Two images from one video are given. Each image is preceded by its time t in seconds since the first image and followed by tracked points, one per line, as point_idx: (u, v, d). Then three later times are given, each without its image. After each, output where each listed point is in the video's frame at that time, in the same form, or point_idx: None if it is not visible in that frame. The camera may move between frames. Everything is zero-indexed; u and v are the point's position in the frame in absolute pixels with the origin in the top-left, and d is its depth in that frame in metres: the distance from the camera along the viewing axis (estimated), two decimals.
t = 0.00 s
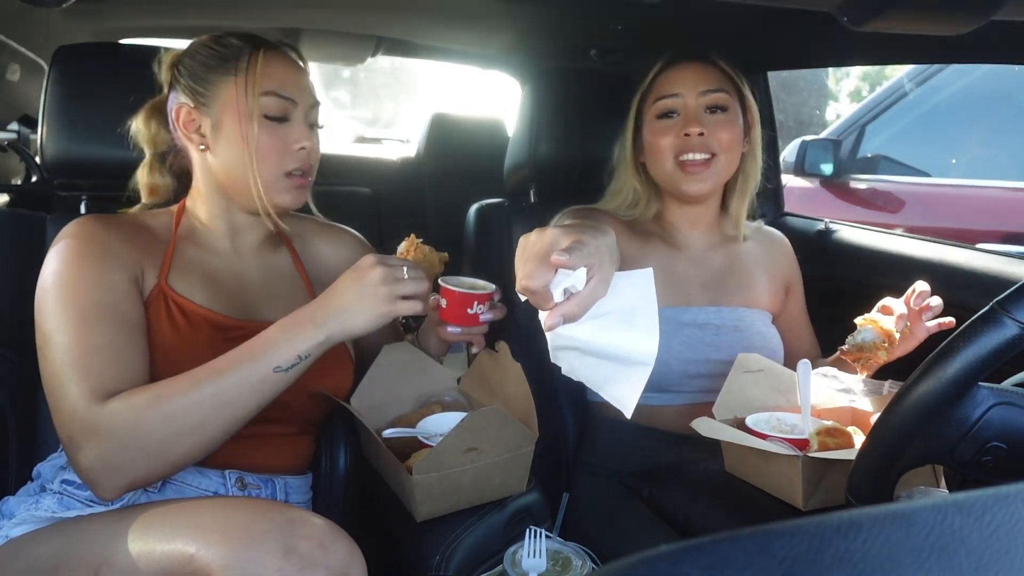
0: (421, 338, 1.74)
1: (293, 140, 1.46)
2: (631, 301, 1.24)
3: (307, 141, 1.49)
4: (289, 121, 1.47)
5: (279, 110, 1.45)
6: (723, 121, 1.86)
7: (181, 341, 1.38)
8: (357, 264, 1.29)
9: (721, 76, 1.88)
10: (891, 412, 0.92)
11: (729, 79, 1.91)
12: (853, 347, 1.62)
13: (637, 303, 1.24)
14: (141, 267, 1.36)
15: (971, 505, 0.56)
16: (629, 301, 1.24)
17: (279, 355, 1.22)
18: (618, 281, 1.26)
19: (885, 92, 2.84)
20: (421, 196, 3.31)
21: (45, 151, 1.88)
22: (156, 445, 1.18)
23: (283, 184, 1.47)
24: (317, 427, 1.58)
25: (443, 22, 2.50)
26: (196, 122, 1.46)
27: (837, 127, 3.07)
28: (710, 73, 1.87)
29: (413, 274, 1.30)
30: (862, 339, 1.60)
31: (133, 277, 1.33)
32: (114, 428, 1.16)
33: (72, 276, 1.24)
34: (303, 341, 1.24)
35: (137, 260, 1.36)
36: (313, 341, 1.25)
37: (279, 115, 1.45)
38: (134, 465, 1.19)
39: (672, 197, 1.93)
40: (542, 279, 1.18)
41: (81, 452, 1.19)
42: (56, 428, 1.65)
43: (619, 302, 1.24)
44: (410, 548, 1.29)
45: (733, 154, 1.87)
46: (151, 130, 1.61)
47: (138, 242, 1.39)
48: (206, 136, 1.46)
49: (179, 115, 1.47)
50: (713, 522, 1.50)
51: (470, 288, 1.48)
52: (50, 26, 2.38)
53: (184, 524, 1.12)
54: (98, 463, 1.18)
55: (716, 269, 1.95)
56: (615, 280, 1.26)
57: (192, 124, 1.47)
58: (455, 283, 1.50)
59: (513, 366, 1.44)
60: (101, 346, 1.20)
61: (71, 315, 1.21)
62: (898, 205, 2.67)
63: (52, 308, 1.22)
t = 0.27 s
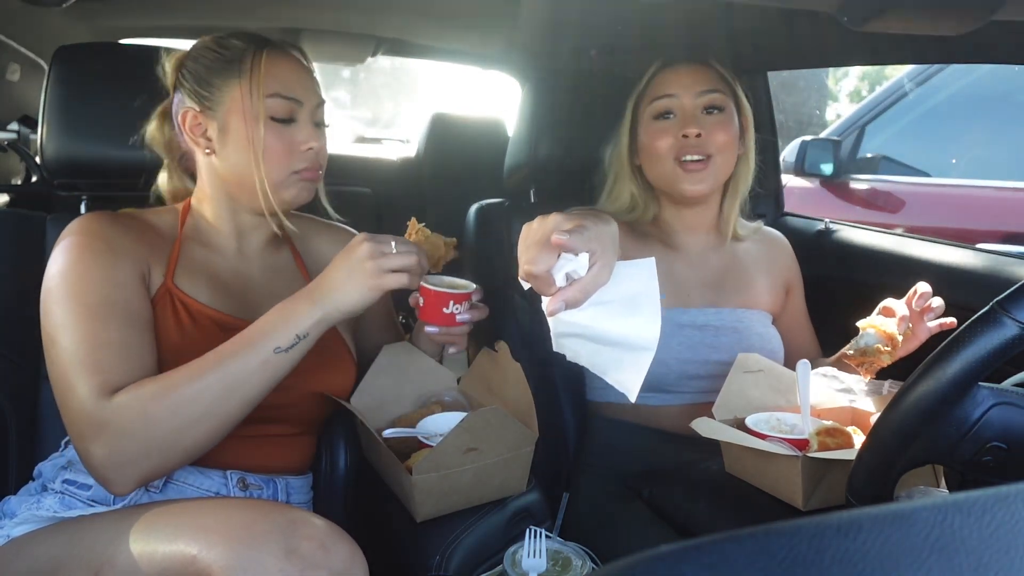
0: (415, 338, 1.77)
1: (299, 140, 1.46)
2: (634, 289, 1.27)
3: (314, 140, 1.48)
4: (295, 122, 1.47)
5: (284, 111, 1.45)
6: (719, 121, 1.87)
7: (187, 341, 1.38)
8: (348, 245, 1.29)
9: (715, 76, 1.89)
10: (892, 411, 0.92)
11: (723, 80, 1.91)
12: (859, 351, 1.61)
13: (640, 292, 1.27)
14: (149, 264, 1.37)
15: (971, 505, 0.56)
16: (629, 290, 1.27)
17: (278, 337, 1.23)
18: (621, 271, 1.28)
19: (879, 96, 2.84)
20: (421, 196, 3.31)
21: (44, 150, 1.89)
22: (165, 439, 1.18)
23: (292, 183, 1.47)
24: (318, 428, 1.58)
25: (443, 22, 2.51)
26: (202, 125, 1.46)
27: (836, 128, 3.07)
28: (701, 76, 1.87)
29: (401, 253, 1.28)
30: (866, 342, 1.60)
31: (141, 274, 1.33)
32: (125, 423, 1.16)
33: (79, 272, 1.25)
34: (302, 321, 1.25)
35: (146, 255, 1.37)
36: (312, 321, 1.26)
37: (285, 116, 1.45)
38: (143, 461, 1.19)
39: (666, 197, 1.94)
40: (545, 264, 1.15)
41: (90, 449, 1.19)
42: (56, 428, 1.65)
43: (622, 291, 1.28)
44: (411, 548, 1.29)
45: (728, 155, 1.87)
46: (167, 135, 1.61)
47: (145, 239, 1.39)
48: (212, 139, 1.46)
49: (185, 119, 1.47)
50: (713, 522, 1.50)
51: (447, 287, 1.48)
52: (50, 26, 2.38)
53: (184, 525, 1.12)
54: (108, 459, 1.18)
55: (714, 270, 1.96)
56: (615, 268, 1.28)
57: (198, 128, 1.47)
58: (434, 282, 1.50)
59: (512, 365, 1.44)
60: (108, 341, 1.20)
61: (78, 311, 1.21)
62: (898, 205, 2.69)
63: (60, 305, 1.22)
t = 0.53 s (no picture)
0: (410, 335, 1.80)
1: (302, 140, 1.46)
2: (633, 275, 1.24)
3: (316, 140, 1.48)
4: (298, 120, 1.47)
5: (288, 110, 1.46)
6: (715, 120, 1.94)
7: (187, 341, 1.38)
8: (336, 238, 1.27)
9: (715, 77, 1.96)
10: (891, 413, 0.92)
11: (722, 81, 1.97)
12: (863, 344, 1.61)
13: (636, 277, 1.24)
14: (150, 264, 1.36)
15: (971, 506, 0.56)
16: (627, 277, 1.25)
17: (273, 329, 1.23)
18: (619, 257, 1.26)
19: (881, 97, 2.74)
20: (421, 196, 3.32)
21: (45, 151, 1.88)
22: (165, 438, 1.18)
23: (291, 183, 1.47)
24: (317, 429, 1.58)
25: (443, 22, 2.51)
26: (204, 121, 1.47)
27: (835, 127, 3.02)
28: (700, 75, 1.94)
29: (387, 236, 1.26)
30: (867, 337, 1.60)
31: (141, 275, 1.33)
32: (125, 421, 1.16)
33: (78, 270, 1.25)
34: (295, 314, 1.25)
35: (145, 254, 1.36)
36: (304, 311, 1.26)
37: (288, 115, 1.46)
38: (144, 460, 1.19)
39: (665, 199, 1.98)
40: (541, 247, 1.14)
41: (92, 448, 1.19)
42: (56, 428, 1.65)
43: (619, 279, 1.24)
44: (411, 548, 1.29)
45: (724, 153, 1.94)
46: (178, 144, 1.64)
47: (146, 239, 1.39)
48: (214, 135, 1.47)
49: (188, 115, 1.48)
50: (713, 522, 1.50)
51: (431, 287, 1.51)
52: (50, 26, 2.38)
53: (184, 524, 1.12)
54: (109, 457, 1.18)
55: (714, 271, 1.97)
56: (613, 255, 1.26)
57: (200, 124, 1.48)
58: (419, 281, 1.53)
59: (512, 364, 1.44)
60: (110, 341, 1.20)
61: (78, 311, 1.21)
62: (898, 205, 2.72)
63: (60, 305, 1.22)
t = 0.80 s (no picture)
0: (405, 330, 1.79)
1: (317, 131, 1.47)
2: (644, 268, 1.26)
3: (331, 131, 1.49)
4: (310, 114, 1.48)
5: (298, 102, 1.46)
6: (698, 129, 1.89)
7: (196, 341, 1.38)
8: (302, 203, 1.28)
9: (697, 83, 1.90)
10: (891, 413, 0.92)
11: (701, 79, 1.92)
12: (873, 350, 1.62)
13: (645, 270, 1.26)
14: (164, 255, 1.38)
15: (972, 506, 0.56)
16: (637, 269, 1.26)
17: (252, 294, 1.24)
18: (631, 252, 1.27)
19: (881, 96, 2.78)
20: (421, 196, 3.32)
21: (44, 150, 1.88)
22: (163, 417, 1.18)
23: (315, 179, 1.49)
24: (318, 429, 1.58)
25: (443, 22, 2.51)
26: (218, 132, 1.47)
27: (835, 127, 3.09)
28: (683, 80, 1.89)
29: (352, 198, 1.28)
30: (874, 342, 1.62)
31: (156, 265, 1.35)
32: (122, 402, 1.16)
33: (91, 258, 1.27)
34: (269, 279, 1.26)
35: (160, 249, 1.38)
36: (278, 276, 1.27)
37: (300, 108, 1.46)
38: (145, 444, 1.19)
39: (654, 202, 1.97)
40: (555, 242, 1.17)
41: (92, 434, 1.19)
42: (56, 428, 1.65)
43: (628, 272, 1.26)
44: (410, 548, 1.29)
45: (710, 159, 1.91)
46: (162, 151, 1.63)
47: (163, 231, 1.41)
48: (231, 144, 1.47)
49: (200, 130, 1.48)
50: (713, 522, 1.50)
51: (379, 267, 1.52)
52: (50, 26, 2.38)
53: (183, 523, 1.11)
54: (110, 443, 1.17)
55: (709, 270, 1.97)
56: (622, 249, 1.26)
57: (214, 135, 1.48)
58: (372, 263, 1.55)
59: (512, 365, 1.44)
60: (120, 324, 1.22)
61: (90, 293, 1.23)
62: (898, 205, 2.72)
63: (72, 292, 1.24)
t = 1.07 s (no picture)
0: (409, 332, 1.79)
1: (342, 128, 1.48)
2: (645, 271, 1.25)
3: (355, 127, 1.51)
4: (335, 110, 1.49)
5: (323, 100, 1.48)
6: (698, 128, 1.89)
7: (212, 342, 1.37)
8: (294, 185, 1.28)
9: (698, 83, 1.91)
10: (892, 411, 0.92)
11: (705, 80, 1.93)
12: (880, 346, 1.61)
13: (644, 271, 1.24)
14: (193, 251, 1.38)
15: (972, 506, 0.56)
16: (638, 271, 1.25)
17: (248, 275, 1.25)
18: (631, 253, 1.25)
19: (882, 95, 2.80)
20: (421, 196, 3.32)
21: (44, 151, 1.88)
22: (178, 404, 1.19)
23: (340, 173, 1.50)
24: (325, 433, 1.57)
25: (442, 22, 2.51)
26: (245, 135, 1.46)
27: (836, 127, 3.10)
28: (685, 79, 1.89)
29: (345, 183, 1.29)
30: (879, 339, 1.61)
31: (183, 259, 1.35)
32: (135, 390, 1.16)
33: (119, 248, 1.28)
34: (265, 259, 1.26)
35: (191, 245, 1.38)
36: (273, 257, 1.27)
37: (324, 105, 1.47)
38: (161, 433, 1.19)
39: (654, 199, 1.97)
40: (557, 242, 1.15)
41: (106, 424, 1.19)
42: (57, 428, 1.65)
43: (628, 273, 1.24)
44: (411, 548, 1.29)
45: (710, 158, 1.91)
46: (177, 164, 1.64)
47: (194, 227, 1.41)
48: (259, 145, 1.46)
49: (227, 134, 1.46)
50: (713, 522, 1.50)
51: (375, 268, 1.53)
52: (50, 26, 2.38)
53: (185, 524, 1.12)
54: (125, 433, 1.17)
55: (710, 271, 1.97)
56: (623, 251, 1.25)
57: (241, 139, 1.46)
58: (369, 263, 1.56)
59: (512, 365, 1.44)
60: (142, 316, 1.23)
61: (116, 284, 1.24)
62: (898, 205, 2.73)
63: (98, 282, 1.25)
